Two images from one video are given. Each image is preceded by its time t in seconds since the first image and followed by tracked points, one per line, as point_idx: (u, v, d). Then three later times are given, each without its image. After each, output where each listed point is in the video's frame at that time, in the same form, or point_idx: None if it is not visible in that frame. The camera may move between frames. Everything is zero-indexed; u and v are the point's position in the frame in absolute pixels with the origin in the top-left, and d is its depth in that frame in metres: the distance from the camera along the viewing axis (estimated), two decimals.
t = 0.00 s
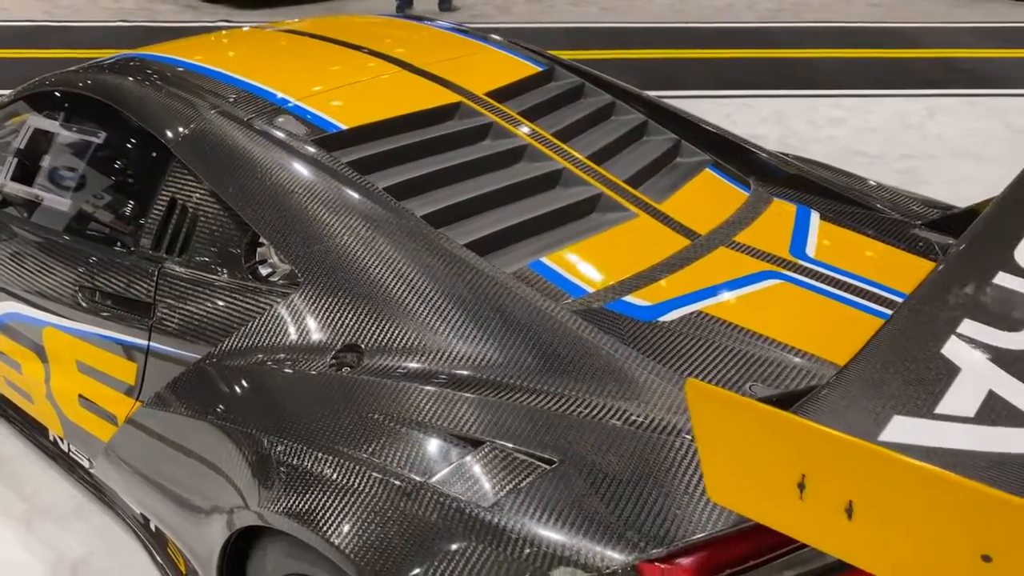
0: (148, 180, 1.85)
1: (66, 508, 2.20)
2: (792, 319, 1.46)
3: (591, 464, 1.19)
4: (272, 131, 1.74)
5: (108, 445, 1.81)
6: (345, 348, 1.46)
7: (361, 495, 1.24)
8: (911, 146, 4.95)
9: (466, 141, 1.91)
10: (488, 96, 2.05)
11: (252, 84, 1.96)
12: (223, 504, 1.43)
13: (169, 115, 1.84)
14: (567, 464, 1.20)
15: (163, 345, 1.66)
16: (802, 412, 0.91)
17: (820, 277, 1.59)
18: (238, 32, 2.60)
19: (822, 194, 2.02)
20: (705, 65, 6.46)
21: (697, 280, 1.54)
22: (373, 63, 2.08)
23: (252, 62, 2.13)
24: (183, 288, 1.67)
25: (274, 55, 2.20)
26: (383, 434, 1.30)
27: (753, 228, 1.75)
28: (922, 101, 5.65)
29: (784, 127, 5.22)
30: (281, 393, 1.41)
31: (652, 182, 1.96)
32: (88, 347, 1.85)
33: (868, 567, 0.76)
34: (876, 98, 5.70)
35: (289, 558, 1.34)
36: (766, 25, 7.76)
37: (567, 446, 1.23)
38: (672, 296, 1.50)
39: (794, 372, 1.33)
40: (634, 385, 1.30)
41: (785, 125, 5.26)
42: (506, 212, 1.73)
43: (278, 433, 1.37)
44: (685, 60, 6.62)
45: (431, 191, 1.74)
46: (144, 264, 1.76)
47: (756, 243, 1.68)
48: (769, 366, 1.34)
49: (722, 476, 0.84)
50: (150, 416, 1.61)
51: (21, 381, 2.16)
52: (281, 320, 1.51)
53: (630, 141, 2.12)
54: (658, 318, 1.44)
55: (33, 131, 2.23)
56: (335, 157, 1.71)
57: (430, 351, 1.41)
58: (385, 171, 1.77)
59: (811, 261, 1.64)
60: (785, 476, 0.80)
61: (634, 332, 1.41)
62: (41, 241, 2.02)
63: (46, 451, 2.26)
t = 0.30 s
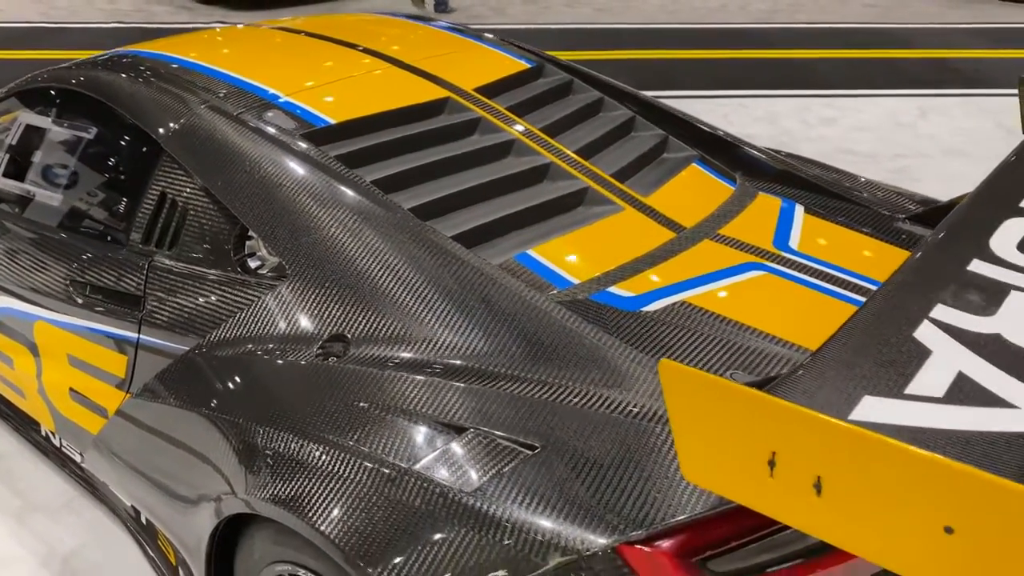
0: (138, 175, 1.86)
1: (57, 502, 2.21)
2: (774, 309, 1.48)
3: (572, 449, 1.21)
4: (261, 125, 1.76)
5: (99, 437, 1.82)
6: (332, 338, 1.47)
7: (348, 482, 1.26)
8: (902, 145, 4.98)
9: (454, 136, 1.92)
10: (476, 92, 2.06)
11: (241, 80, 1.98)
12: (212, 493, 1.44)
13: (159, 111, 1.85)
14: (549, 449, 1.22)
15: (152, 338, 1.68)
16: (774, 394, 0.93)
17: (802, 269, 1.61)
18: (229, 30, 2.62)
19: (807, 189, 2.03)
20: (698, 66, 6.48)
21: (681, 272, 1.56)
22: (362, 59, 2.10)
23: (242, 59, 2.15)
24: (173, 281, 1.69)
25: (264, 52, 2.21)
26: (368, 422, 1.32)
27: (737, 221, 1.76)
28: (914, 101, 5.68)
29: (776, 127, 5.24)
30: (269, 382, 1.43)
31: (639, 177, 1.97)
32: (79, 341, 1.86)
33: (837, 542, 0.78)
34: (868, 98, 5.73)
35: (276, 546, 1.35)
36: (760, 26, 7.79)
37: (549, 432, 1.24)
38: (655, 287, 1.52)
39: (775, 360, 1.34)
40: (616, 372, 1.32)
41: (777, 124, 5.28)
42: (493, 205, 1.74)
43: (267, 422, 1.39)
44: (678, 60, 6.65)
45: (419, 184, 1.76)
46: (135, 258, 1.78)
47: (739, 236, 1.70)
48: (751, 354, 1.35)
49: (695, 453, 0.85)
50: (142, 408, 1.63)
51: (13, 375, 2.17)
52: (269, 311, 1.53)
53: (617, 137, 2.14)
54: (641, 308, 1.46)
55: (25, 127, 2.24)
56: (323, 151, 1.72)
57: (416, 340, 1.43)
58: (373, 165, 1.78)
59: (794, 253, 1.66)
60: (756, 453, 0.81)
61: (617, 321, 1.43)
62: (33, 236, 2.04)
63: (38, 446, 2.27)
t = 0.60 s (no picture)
0: (128, 168, 1.89)
1: (50, 493, 2.23)
2: (752, 296, 1.50)
3: (550, 430, 1.24)
4: (250, 117, 1.78)
5: (89, 426, 1.85)
6: (317, 325, 1.49)
7: (332, 463, 1.29)
8: (893, 144, 5.01)
9: (441, 129, 1.95)
10: (463, 86, 2.09)
11: (230, 74, 2.00)
12: (200, 478, 1.47)
13: (149, 104, 1.88)
14: (528, 430, 1.24)
15: (141, 327, 1.70)
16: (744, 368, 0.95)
17: (782, 258, 1.63)
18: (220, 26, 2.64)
19: (790, 182, 2.06)
20: (692, 66, 6.52)
21: (662, 261, 1.59)
22: (351, 54, 2.12)
23: (232, 54, 2.17)
24: (162, 271, 1.71)
25: (254, 48, 2.24)
26: (352, 406, 1.34)
27: (719, 212, 1.79)
28: (905, 100, 5.72)
29: (768, 126, 5.27)
30: (255, 368, 1.46)
31: (624, 169, 2.00)
32: (70, 331, 1.89)
33: (797, 510, 0.80)
34: (861, 98, 5.76)
35: (262, 528, 1.38)
36: (754, 27, 7.82)
37: (529, 414, 1.27)
38: (636, 275, 1.54)
39: (753, 345, 1.37)
40: (596, 357, 1.35)
41: (769, 123, 5.31)
42: (478, 196, 1.77)
43: (253, 408, 1.41)
44: (672, 59, 6.68)
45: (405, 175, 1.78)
46: (124, 249, 1.80)
47: (721, 226, 1.73)
48: (729, 339, 1.38)
49: (663, 427, 0.88)
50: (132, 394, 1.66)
51: (6, 366, 2.20)
52: (255, 299, 1.55)
53: (604, 131, 2.16)
54: (622, 295, 1.49)
55: (18, 122, 2.27)
56: (310, 143, 1.74)
57: (399, 324, 1.45)
58: (361, 156, 1.80)
59: (774, 243, 1.69)
60: (720, 424, 0.84)
61: (598, 308, 1.45)
62: (24, 230, 2.07)
63: (31, 437, 2.29)
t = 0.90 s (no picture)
0: (117, 157, 1.92)
1: (41, 481, 2.26)
2: (728, 280, 1.53)
3: (525, 409, 1.27)
4: (237, 108, 1.81)
5: (78, 412, 1.88)
6: (300, 308, 1.52)
7: (314, 442, 1.32)
8: (884, 142, 5.04)
9: (427, 121, 1.98)
10: (449, 78, 2.12)
11: (219, 66, 2.02)
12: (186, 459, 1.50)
13: (138, 95, 1.91)
14: (504, 409, 1.28)
15: (130, 313, 1.73)
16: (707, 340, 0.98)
17: (758, 245, 1.67)
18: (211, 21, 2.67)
19: (772, 173, 2.09)
20: (686, 65, 6.55)
21: (641, 247, 1.62)
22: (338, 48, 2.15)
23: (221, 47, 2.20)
24: (150, 259, 1.74)
25: (244, 41, 2.26)
26: (333, 386, 1.38)
27: (699, 201, 1.82)
28: (897, 99, 5.76)
29: (760, 124, 5.30)
30: (240, 351, 1.49)
31: (608, 160, 2.03)
32: (61, 319, 1.92)
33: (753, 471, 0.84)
34: (853, 97, 5.79)
35: (245, 506, 1.41)
36: (749, 27, 7.86)
37: (505, 393, 1.30)
38: (615, 260, 1.57)
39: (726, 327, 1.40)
40: (572, 338, 1.38)
41: (761, 122, 5.35)
42: (462, 185, 1.80)
43: (238, 389, 1.45)
44: (666, 59, 6.72)
45: (390, 165, 1.81)
46: (114, 238, 1.83)
47: (700, 214, 1.76)
48: (704, 321, 1.41)
49: (626, 396, 0.91)
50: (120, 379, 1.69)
51: None
52: (241, 283, 1.58)
53: (589, 123, 2.19)
54: (600, 280, 1.52)
55: (11, 115, 2.30)
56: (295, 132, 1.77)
57: (380, 307, 1.48)
58: (347, 146, 1.83)
59: (752, 230, 1.72)
60: (679, 391, 0.86)
61: (576, 291, 1.48)
62: (17, 220, 2.10)
63: (24, 426, 2.32)
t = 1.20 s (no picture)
0: (110, 148, 1.97)
1: (36, 468, 2.30)
2: (702, 266, 1.58)
3: (499, 386, 1.32)
4: (227, 99, 1.85)
5: (71, 397, 1.92)
6: (285, 291, 1.57)
7: (296, 418, 1.37)
8: (875, 141, 5.09)
9: (413, 114, 2.02)
10: (436, 72, 2.16)
11: (209, 59, 2.06)
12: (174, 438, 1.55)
13: (130, 87, 1.95)
14: (478, 386, 1.33)
15: (121, 300, 1.78)
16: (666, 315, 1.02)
17: (733, 233, 1.71)
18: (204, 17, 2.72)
19: (752, 165, 2.13)
20: (681, 65, 6.60)
21: (618, 234, 1.66)
22: (327, 44, 2.20)
23: (212, 41, 2.24)
24: (141, 247, 1.79)
25: (235, 35, 2.31)
26: (316, 365, 1.42)
27: (677, 192, 1.87)
28: (890, 98, 5.81)
29: (753, 123, 5.35)
30: (226, 332, 1.54)
31: (590, 152, 2.07)
32: (55, 306, 1.96)
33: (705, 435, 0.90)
34: (846, 96, 5.84)
35: (230, 483, 1.45)
36: (744, 28, 7.91)
37: (480, 371, 1.35)
38: (592, 247, 1.62)
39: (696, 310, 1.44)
40: (548, 319, 1.42)
41: (754, 120, 5.39)
42: (446, 175, 1.84)
43: (224, 370, 1.49)
44: (661, 59, 6.76)
45: (375, 156, 1.86)
46: (107, 227, 1.88)
47: (677, 204, 1.81)
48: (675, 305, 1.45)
49: (587, 365, 0.95)
50: (111, 363, 1.74)
51: None
52: (229, 268, 1.63)
53: (573, 117, 2.24)
54: (577, 266, 1.56)
55: (7, 108, 2.35)
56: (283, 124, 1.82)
57: (362, 289, 1.52)
58: (333, 137, 1.88)
59: (727, 219, 1.77)
60: (635, 358, 0.91)
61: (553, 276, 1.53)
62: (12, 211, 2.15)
63: (20, 414, 2.37)
